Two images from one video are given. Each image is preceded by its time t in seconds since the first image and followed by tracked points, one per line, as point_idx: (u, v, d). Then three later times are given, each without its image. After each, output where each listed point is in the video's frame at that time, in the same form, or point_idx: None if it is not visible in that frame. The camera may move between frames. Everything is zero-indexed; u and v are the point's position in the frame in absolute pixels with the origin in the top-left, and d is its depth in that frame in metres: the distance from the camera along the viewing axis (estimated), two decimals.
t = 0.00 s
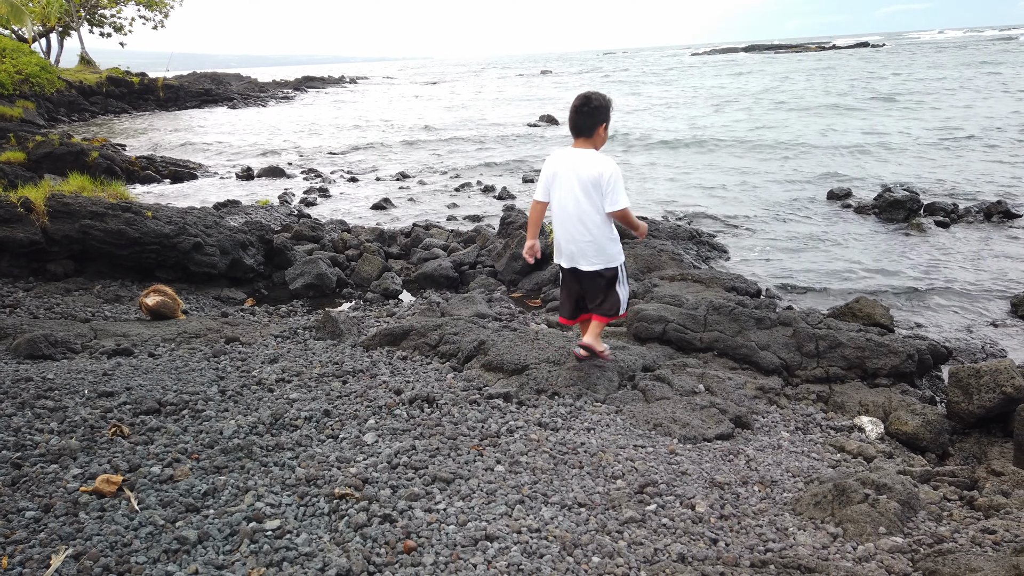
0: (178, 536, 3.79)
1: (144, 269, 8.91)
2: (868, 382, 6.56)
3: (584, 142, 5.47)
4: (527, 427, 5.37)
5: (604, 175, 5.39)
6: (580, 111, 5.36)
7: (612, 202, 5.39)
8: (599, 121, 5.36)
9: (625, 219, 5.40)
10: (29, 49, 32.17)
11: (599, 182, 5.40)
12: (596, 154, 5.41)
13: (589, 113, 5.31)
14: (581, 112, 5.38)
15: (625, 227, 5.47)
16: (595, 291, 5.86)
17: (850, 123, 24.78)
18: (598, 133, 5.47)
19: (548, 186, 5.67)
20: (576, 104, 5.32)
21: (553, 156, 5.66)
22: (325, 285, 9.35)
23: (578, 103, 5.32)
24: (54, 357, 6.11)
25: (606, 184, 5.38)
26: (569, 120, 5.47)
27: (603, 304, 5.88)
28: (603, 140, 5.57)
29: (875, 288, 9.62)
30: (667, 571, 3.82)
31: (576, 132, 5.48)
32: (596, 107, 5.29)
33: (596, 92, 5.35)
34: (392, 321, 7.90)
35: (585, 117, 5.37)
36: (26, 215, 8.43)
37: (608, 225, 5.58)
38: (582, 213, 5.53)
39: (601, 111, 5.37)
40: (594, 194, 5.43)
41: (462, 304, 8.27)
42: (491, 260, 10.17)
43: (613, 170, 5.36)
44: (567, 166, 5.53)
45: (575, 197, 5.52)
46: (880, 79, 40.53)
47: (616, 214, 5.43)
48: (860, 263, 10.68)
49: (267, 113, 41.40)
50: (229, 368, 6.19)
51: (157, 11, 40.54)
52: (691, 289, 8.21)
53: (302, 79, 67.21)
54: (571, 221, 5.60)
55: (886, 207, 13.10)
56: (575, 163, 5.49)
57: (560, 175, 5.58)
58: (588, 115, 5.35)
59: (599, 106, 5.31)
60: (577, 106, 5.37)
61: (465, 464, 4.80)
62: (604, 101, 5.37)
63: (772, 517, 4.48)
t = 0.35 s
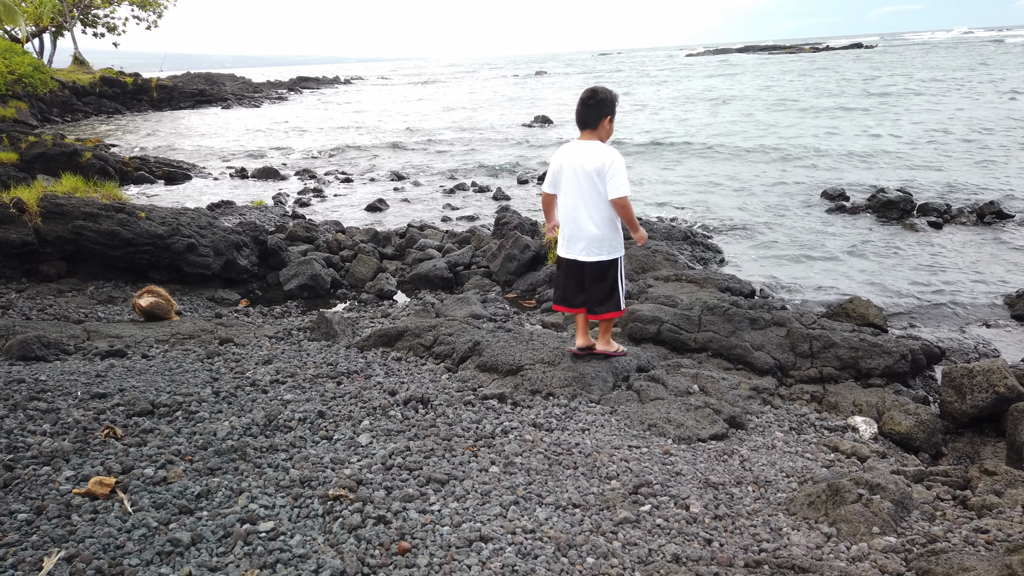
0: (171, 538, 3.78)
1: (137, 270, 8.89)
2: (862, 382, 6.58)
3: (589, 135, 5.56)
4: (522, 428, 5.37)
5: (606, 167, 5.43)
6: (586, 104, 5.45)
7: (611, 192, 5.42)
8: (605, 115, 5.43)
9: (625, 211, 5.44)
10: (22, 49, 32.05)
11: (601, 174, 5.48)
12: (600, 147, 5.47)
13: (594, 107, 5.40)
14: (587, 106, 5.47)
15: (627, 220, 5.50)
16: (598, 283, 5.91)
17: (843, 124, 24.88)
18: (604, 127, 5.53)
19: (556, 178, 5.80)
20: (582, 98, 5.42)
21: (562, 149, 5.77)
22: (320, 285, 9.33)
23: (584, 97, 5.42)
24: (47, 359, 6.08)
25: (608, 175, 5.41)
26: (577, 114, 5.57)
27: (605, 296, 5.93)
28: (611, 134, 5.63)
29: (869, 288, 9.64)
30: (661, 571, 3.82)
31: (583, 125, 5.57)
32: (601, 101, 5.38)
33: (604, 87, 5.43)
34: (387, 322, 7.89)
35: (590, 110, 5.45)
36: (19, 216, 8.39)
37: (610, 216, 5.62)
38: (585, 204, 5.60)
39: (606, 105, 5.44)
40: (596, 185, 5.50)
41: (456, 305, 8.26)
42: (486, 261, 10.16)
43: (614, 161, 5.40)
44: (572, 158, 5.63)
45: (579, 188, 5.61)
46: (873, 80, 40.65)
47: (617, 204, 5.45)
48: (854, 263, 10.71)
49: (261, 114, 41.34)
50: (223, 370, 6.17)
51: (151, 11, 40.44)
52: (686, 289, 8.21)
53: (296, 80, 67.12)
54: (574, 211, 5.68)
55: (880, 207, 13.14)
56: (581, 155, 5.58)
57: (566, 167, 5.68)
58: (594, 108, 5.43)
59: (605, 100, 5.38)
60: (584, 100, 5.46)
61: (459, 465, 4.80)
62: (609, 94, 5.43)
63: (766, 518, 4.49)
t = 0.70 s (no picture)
0: (158, 541, 3.75)
1: (124, 271, 8.83)
2: (850, 381, 6.61)
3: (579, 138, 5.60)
4: (512, 429, 5.37)
5: (599, 169, 5.48)
6: (577, 108, 5.49)
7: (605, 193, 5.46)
8: (596, 119, 5.49)
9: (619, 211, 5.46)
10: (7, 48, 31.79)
11: (592, 175, 5.52)
12: (592, 149, 5.52)
13: (584, 110, 5.45)
14: (578, 110, 5.51)
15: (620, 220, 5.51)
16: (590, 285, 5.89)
17: (831, 125, 25.06)
18: (594, 130, 5.59)
19: (547, 180, 5.79)
20: (573, 102, 5.46)
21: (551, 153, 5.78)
22: (309, 286, 9.29)
23: (574, 101, 5.47)
24: (32, 361, 6.03)
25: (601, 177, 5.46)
26: (566, 118, 5.60)
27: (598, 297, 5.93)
28: (600, 138, 5.69)
29: (857, 288, 9.70)
30: (652, 571, 3.82)
31: (573, 129, 5.60)
32: (592, 105, 5.44)
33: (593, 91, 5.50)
34: (377, 323, 7.86)
35: (581, 114, 5.50)
36: (4, 216, 8.31)
37: (603, 217, 5.65)
38: (577, 207, 5.61)
39: (597, 109, 5.51)
40: (590, 187, 5.54)
41: (446, 306, 8.25)
42: (476, 261, 10.15)
43: (606, 162, 5.46)
44: (563, 161, 5.64)
45: (571, 190, 5.61)
46: (860, 81, 40.98)
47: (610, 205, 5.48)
48: (842, 264, 10.76)
49: (250, 114, 41.19)
50: (211, 371, 6.13)
51: (138, 11, 40.21)
52: (675, 289, 8.23)
53: (285, 81, 66.92)
54: (567, 214, 5.67)
55: (867, 208, 13.22)
56: (572, 157, 5.60)
57: (558, 170, 5.68)
58: (584, 112, 5.49)
59: (596, 104, 5.45)
60: (574, 104, 5.50)
61: (449, 465, 4.79)
62: (599, 99, 5.49)
63: (755, 517, 4.50)
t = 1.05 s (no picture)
0: (149, 542, 3.73)
1: (114, 271, 8.79)
2: (841, 380, 6.63)
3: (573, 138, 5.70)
4: (504, 428, 5.37)
5: (592, 169, 5.61)
6: (570, 109, 5.58)
7: (600, 194, 5.60)
8: (588, 119, 5.60)
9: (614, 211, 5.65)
10: None
11: (588, 175, 5.64)
12: (586, 150, 5.63)
13: (579, 111, 5.54)
14: (570, 110, 5.59)
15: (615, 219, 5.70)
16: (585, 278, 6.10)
17: (822, 125, 25.17)
18: (586, 130, 5.70)
19: (541, 178, 5.87)
20: (566, 103, 5.54)
21: (544, 151, 5.85)
22: (300, 286, 9.27)
23: (569, 102, 5.54)
24: (21, 361, 5.99)
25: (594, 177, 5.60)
26: (559, 117, 5.66)
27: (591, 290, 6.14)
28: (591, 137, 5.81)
29: (847, 287, 9.74)
30: (644, 570, 3.82)
31: (565, 129, 5.69)
32: (586, 106, 5.54)
33: (585, 92, 5.59)
34: (368, 323, 7.85)
35: (574, 115, 5.59)
36: None
37: (597, 215, 5.82)
38: (573, 205, 5.76)
39: (589, 110, 5.60)
40: (583, 186, 5.67)
41: (438, 305, 8.24)
42: (468, 261, 10.14)
43: (601, 163, 5.58)
44: (556, 161, 5.74)
45: (567, 189, 5.74)
46: (851, 81, 41.17)
47: (606, 205, 5.64)
48: (834, 263, 10.80)
49: (241, 114, 41.03)
50: (202, 371, 6.10)
51: (128, 10, 39.99)
52: (667, 289, 8.24)
53: (276, 81, 66.68)
54: (562, 211, 5.81)
55: (858, 207, 13.28)
56: (566, 156, 5.70)
57: (551, 168, 5.78)
58: (578, 112, 5.57)
59: (589, 104, 5.54)
60: (568, 104, 5.57)
61: (441, 465, 4.78)
62: (592, 100, 5.58)
63: (747, 515, 4.51)
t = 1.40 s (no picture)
0: (136, 545, 3.71)
1: (102, 273, 8.73)
2: (829, 381, 6.67)
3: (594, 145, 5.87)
4: (494, 430, 5.36)
5: (609, 177, 5.80)
6: (590, 118, 5.74)
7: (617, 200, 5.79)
8: (608, 128, 5.76)
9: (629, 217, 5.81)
10: None
11: (605, 181, 5.83)
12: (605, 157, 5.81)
13: (599, 121, 5.71)
14: (591, 119, 5.76)
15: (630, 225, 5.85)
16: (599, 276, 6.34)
17: (810, 126, 25.32)
18: (606, 138, 5.87)
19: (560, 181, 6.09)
20: (587, 114, 5.69)
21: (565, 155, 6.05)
22: (289, 287, 9.24)
23: (590, 111, 5.69)
24: (5, 364, 5.94)
25: (612, 184, 5.79)
26: (580, 125, 5.84)
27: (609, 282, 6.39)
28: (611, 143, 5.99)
29: (836, 288, 9.80)
30: (633, 571, 3.83)
31: (586, 136, 5.88)
32: (607, 116, 5.69)
33: (606, 101, 5.73)
34: (358, 324, 7.83)
35: (594, 124, 5.75)
36: None
37: (613, 218, 6.03)
38: (590, 209, 5.98)
39: (610, 119, 5.77)
40: (601, 192, 5.88)
41: (428, 307, 8.23)
42: (458, 262, 10.14)
43: (619, 170, 5.76)
44: (576, 167, 5.95)
45: (585, 193, 5.95)
46: (839, 83, 41.45)
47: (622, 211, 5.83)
48: (822, 264, 10.86)
49: (230, 114, 40.89)
50: (190, 373, 6.07)
51: (116, 10, 39.78)
52: (657, 290, 8.26)
53: (266, 81, 66.45)
54: (579, 215, 6.04)
55: (845, 209, 13.37)
56: (586, 162, 5.89)
57: (570, 174, 5.99)
58: (598, 121, 5.73)
59: (608, 115, 5.70)
60: (589, 112, 5.73)
61: (431, 467, 4.77)
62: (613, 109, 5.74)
63: (736, 516, 4.53)
